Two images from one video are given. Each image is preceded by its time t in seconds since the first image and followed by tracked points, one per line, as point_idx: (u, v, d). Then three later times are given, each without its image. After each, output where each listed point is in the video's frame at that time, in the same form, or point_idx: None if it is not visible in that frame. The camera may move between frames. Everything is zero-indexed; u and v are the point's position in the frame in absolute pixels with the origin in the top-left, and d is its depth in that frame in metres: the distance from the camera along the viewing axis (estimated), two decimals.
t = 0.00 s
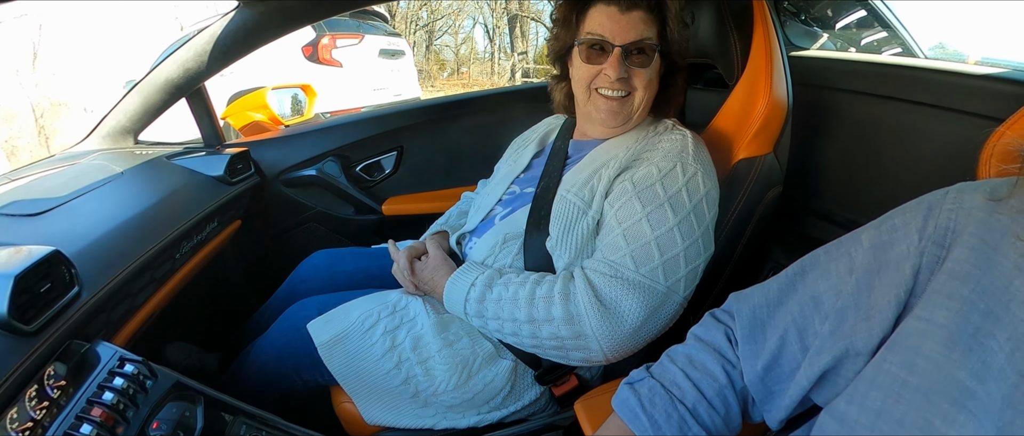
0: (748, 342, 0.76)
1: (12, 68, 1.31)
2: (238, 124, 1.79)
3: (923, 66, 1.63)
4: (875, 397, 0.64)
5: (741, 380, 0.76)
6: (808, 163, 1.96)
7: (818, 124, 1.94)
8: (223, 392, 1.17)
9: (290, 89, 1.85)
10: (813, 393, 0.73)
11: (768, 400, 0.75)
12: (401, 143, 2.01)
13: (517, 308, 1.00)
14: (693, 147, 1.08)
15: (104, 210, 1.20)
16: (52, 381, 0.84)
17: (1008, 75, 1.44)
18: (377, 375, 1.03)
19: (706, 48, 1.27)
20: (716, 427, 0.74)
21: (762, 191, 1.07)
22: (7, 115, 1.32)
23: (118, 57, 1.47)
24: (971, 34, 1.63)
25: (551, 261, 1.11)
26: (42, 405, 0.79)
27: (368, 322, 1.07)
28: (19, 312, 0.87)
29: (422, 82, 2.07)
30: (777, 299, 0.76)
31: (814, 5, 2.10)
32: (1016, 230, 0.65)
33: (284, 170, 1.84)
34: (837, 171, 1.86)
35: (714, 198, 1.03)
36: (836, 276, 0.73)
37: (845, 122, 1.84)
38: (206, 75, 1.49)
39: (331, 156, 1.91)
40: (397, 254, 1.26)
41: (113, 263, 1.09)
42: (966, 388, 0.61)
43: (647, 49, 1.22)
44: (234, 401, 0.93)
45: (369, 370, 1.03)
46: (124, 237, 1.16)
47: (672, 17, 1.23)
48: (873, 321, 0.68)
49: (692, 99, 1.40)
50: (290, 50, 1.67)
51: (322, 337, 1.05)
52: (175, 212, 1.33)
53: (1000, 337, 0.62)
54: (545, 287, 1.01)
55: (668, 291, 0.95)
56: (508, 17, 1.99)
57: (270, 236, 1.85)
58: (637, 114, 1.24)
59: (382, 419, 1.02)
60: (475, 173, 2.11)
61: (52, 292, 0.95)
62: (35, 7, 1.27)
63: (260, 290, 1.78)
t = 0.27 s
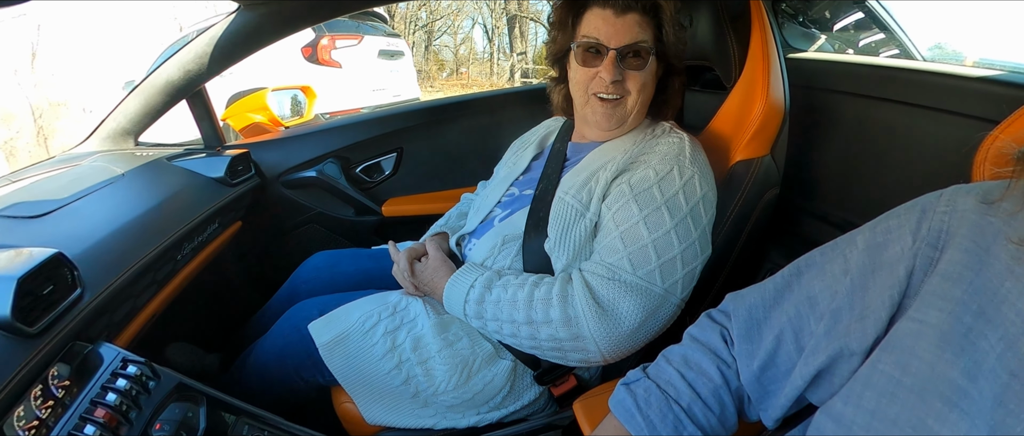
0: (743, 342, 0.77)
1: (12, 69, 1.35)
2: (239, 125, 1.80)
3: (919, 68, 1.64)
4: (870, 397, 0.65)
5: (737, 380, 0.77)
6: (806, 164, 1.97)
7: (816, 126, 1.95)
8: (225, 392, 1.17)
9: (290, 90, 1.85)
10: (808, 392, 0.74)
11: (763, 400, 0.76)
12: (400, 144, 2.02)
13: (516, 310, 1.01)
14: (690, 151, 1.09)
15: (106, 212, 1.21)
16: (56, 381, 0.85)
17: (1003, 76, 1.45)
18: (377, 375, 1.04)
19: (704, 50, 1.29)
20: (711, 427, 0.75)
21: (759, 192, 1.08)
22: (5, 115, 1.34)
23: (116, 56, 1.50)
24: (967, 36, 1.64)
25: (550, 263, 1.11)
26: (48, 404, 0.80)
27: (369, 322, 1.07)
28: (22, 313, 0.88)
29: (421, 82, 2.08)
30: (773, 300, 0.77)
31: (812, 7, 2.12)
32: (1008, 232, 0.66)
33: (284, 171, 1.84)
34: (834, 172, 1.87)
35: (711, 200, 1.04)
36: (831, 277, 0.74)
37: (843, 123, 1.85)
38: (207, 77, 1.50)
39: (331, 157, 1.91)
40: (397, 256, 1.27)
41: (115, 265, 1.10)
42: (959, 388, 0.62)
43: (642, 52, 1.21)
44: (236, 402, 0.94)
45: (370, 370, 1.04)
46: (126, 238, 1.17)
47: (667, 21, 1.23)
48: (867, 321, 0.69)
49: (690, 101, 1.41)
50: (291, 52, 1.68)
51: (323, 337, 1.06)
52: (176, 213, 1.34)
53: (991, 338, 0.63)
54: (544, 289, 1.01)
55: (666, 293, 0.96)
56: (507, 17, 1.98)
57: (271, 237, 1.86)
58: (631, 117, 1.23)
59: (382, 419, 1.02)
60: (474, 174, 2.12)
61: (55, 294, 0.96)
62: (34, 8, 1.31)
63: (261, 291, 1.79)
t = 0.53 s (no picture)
0: (741, 343, 0.77)
1: (10, 69, 1.35)
2: (238, 127, 1.80)
3: (918, 69, 1.65)
4: (867, 400, 0.65)
5: (735, 382, 0.77)
6: (805, 165, 1.98)
7: (814, 127, 1.95)
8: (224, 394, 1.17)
9: (289, 90, 1.85)
10: (805, 394, 0.74)
11: (761, 402, 0.76)
12: (400, 145, 2.02)
13: (514, 314, 1.01)
14: (687, 154, 1.09)
15: (105, 214, 1.21)
16: (56, 383, 0.85)
17: (1001, 78, 1.45)
18: (377, 376, 1.04)
19: (702, 52, 1.29)
20: (710, 429, 0.75)
21: (757, 194, 1.08)
22: (4, 115, 1.34)
23: (115, 57, 1.49)
24: (966, 37, 1.64)
25: (548, 265, 1.12)
26: (47, 406, 0.81)
27: (368, 324, 1.07)
28: (23, 316, 0.89)
29: (421, 83, 2.04)
30: (771, 302, 0.77)
31: (811, 9, 2.13)
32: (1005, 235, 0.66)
33: (284, 172, 1.84)
34: (833, 173, 1.88)
35: (709, 204, 1.04)
36: (829, 279, 0.74)
37: (842, 124, 1.86)
38: (206, 79, 1.50)
39: (330, 158, 1.91)
40: (396, 257, 1.27)
41: (114, 267, 1.10)
42: (955, 391, 0.62)
43: (627, 56, 1.21)
44: (236, 404, 0.94)
45: (369, 372, 1.04)
46: (125, 240, 1.17)
47: (653, 23, 1.22)
48: (865, 324, 0.69)
49: (688, 103, 1.40)
50: (290, 53, 1.68)
51: (323, 338, 1.06)
52: (175, 214, 1.34)
53: (988, 340, 0.63)
54: (541, 293, 1.02)
55: (664, 296, 0.96)
56: (507, 17, 1.92)
57: (270, 239, 1.86)
58: (619, 120, 1.23)
59: (381, 421, 1.02)
60: (474, 175, 2.13)
61: (55, 296, 0.96)
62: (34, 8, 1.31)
63: (261, 292, 1.79)
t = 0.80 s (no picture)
0: (741, 343, 0.77)
1: (9, 69, 1.35)
2: (238, 127, 1.80)
3: (917, 69, 1.65)
4: (866, 400, 0.65)
5: (734, 382, 0.77)
6: (804, 165, 1.98)
7: (814, 127, 1.96)
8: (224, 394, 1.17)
9: (289, 90, 1.85)
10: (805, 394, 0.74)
11: (761, 401, 0.76)
12: (399, 146, 2.02)
13: (512, 318, 1.01)
14: (686, 156, 1.08)
15: (104, 214, 1.21)
16: (55, 384, 0.85)
17: (1000, 78, 1.45)
18: (376, 377, 1.04)
19: (702, 51, 1.28)
20: (709, 429, 0.75)
21: (756, 196, 1.08)
22: (3, 116, 1.34)
23: (115, 57, 1.49)
24: (965, 37, 1.64)
25: (547, 266, 1.12)
26: (47, 407, 0.81)
27: (368, 324, 1.07)
28: (21, 316, 0.89)
29: (421, 83, 2.04)
30: (770, 302, 0.77)
31: (810, 10, 2.11)
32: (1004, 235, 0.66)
33: (283, 173, 1.84)
34: (832, 173, 1.88)
35: (707, 206, 1.03)
36: (828, 279, 0.74)
37: (841, 124, 1.86)
38: (205, 79, 1.50)
39: (329, 159, 1.91)
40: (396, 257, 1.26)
41: (113, 267, 1.10)
42: (954, 391, 0.62)
43: (606, 58, 1.20)
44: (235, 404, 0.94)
45: (369, 372, 1.04)
46: (124, 241, 1.17)
47: (630, 23, 1.20)
48: (864, 324, 0.69)
49: (688, 104, 1.39)
50: (290, 53, 1.68)
51: (322, 338, 1.06)
52: (174, 215, 1.34)
53: (986, 340, 0.63)
54: (539, 298, 1.02)
55: (663, 301, 0.96)
56: (507, 17, 1.89)
57: (269, 239, 1.86)
58: (605, 121, 1.23)
59: (381, 421, 1.02)
60: (473, 175, 2.13)
61: (54, 297, 0.96)
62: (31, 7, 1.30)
63: (260, 292, 1.79)
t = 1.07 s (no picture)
0: (740, 342, 0.77)
1: (8, 69, 1.34)
2: (237, 127, 1.80)
3: (917, 69, 1.65)
4: (866, 399, 0.65)
5: (732, 382, 0.77)
6: (804, 165, 1.98)
7: (814, 126, 1.95)
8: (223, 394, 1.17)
9: (287, 90, 1.85)
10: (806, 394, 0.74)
11: (760, 402, 0.76)
12: (398, 146, 2.02)
13: (509, 324, 1.00)
14: (683, 159, 1.05)
15: (102, 214, 1.21)
16: (53, 384, 0.85)
17: (1000, 78, 1.45)
18: (376, 377, 1.03)
19: (701, 50, 1.28)
20: (706, 428, 0.75)
21: (755, 196, 1.08)
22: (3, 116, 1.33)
23: (114, 57, 1.49)
24: (965, 36, 1.64)
25: (545, 267, 1.11)
26: (45, 407, 0.81)
27: (367, 324, 1.07)
28: (19, 316, 0.88)
29: (421, 83, 2.02)
30: (769, 302, 0.77)
31: (809, 8, 2.12)
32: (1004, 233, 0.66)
33: (282, 172, 1.84)
34: (832, 172, 1.88)
35: (706, 209, 1.01)
36: (827, 279, 0.74)
37: (840, 123, 1.86)
38: (203, 78, 1.49)
39: (328, 158, 1.91)
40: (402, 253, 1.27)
41: (111, 267, 1.09)
42: (954, 390, 0.62)
43: (591, 62, 1.16)
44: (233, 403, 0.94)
45: (369, 373, 1.04)
46: (123, 241, 1.16)
47: (612, 25, 1.15)
48: (865, 324, 0.69)
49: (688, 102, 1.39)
50: (289, 53, 1.68)
51: (322, 338, 1.05)
52: (173, 215, 1.34)
53: (987, 339, 0.63)
54: (537, 305, 1.00)
55: (662, 306, 0.95)
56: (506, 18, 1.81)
57: (269, 239, 1.86)
58: (598, 123, 1.21)
59: (380, 421, 1.01)
60: (472, 175, 2.13)
61: (52, 296, 0.96)
62: (31, 8, 1.29)
63: (260, 292, 1.79)
